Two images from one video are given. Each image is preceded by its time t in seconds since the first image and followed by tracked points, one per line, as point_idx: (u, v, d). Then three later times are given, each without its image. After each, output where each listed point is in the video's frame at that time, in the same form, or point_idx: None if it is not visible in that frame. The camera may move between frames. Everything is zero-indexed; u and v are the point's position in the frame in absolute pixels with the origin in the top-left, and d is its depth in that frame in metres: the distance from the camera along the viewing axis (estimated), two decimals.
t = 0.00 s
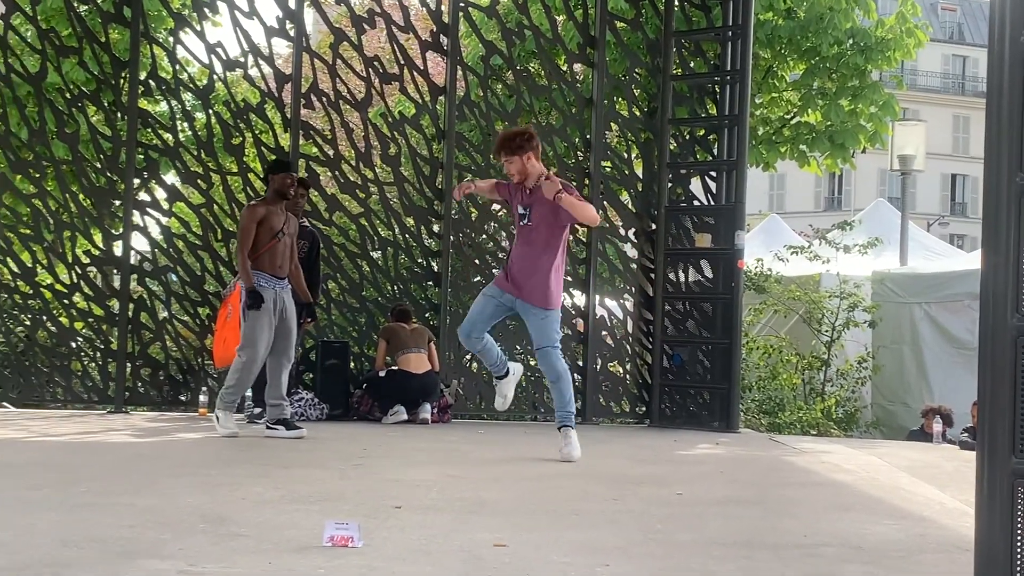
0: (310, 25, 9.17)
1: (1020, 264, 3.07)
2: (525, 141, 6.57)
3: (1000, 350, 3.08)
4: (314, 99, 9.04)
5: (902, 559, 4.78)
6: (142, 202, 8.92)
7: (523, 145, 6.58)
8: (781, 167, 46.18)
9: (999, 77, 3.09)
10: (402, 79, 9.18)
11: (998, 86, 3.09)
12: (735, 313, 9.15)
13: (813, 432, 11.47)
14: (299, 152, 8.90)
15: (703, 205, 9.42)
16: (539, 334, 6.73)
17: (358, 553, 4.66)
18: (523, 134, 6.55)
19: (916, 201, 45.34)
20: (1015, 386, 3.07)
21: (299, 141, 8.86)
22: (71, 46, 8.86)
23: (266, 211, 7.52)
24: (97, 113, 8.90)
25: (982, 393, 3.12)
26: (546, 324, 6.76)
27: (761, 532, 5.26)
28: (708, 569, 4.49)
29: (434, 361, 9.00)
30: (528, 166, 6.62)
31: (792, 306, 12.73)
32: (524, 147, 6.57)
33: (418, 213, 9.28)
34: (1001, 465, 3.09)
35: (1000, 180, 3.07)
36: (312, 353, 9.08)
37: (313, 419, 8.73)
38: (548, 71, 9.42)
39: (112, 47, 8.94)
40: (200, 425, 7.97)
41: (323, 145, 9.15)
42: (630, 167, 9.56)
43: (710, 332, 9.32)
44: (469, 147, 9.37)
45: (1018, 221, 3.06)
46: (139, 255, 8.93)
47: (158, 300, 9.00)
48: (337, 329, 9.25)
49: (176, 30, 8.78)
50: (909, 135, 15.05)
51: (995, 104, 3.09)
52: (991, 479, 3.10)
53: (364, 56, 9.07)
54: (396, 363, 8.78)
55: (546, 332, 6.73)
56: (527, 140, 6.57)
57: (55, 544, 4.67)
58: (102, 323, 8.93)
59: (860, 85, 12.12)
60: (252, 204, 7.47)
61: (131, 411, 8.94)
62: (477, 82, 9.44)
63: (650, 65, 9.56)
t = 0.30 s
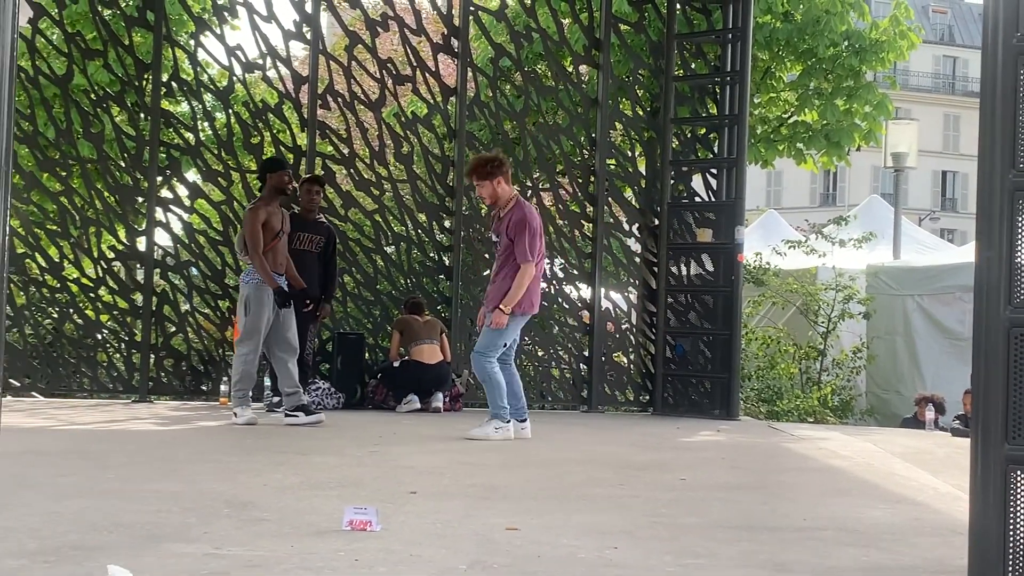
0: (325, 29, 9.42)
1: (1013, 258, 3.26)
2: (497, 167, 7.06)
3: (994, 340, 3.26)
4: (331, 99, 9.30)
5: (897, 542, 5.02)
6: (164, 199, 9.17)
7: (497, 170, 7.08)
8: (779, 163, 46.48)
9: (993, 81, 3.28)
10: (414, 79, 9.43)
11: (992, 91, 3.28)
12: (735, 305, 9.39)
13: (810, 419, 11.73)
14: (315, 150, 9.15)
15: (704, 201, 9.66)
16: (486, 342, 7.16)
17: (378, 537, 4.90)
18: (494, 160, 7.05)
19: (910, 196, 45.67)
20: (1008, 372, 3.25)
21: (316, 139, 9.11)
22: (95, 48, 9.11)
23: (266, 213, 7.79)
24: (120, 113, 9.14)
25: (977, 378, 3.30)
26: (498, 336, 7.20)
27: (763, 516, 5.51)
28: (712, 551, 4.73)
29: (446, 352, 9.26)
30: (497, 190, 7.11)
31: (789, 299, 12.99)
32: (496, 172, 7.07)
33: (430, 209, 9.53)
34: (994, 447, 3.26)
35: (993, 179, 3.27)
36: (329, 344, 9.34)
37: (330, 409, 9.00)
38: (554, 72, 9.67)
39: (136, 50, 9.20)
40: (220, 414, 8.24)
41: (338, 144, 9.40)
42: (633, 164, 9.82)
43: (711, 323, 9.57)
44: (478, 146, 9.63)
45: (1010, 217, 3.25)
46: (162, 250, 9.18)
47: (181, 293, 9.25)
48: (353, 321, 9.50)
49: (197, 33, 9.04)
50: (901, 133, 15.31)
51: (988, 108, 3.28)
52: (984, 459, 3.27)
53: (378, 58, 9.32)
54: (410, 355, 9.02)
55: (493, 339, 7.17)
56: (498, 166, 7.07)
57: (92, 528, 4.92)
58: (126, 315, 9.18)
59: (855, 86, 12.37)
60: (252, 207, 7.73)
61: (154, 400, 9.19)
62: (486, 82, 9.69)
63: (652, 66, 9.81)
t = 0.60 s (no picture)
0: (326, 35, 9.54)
1: (1004, 259, 3.42)
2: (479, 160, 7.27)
3: (986, 335, 3.42)
4: (332, 104, 9.43)
5: (892, 537, 5.15)
6: (169, 203, 9.28)
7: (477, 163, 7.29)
8: (772, 164, 46.66)
9: (984, 89, 3.43)
10: (415, 85, 9.55)
11: (982, 97, 3.43)
12: (730, 304, 9.53)
13: (804, 417, 11.88)
14: (317, 154, 9.27)
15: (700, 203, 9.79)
16: (477, 329, 7.28)
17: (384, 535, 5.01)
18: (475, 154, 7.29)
19: (901, 196, 45.89)
20: (999, 367, 3.42)
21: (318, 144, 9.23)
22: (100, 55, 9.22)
23: (262, 215, 7.94)
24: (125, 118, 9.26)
25: (970, 372, 3.46)
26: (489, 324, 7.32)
27: (760, 512, 5.63)
28: (711, 547, 4.85)
29: (446, 352, 9.39)
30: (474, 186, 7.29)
31: (782, 298, 13.08)
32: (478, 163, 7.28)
33: (431, 211, 9.65)
34: (987, 440, 3.43)
35: (985, 183, 3.42)
36: (332, 345, 9.45)
37: (332, 409, 9.13)
38: (552, 76, 9.79)
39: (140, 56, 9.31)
40: (225, 414, 8.35)
41: (340, 148, 9.51)
42: (630, 166, 9.94)
43: (707, 322, 9.70)
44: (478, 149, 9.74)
45: (1001, 220, 3.41)
46: (167, 253, 9.29)
47: (186, 295, 9.36)
48: (355, 322, 9.59)
49: (200, 41, 9.16)
50: (890, 135, 15.45)
51: (979, 114, 3.44)
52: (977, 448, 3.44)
53: (379, 64, 9.44)
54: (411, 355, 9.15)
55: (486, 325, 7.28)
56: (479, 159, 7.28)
57: (105, 527, 5.02)
58: (132, 318, 9.29)
59: (846, 89, 12.51)
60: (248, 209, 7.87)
61: (160, 401, 9.30)
62: (485, 87, 9.81)
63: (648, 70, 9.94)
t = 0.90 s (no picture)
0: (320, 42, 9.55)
1: (998, 265, 3.25)
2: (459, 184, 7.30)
3: (980, 341, 3.24)
4: (326, 112, 9.44)
5: (886, 542, 5.16)
6: (164, 211, 9.29)
7: (457, 190, 7.31)
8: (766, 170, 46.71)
9: (976, 89, 3.28)
10: (409, 92, 9.56)
11: (975, 98, 3.28)
12: (725, 310, 9.55)
13: (799, 422, 11.90)
14: (311, 162, 9.29)
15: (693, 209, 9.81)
16: (449, 345, 7.31)
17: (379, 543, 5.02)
18: (456, 176, 7.31)
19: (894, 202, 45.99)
20: (994, 377, 3.23)
21: (312, 152, 9.25)
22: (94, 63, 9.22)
23: (260, 222, 8.01)
24: (120, 127, 9.26)
25: (965, 380, 3.30)
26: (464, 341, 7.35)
27: (755, 518, 5.65)
28: (706, 554, 4.86)
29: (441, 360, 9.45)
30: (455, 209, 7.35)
31: (776, 304, 13.22)
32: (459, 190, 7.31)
33: (425, 218, 9.66)
34: (982, 452, 3.25)
35: (978, 186, 3.26)
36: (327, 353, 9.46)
37: (328, 416, 9.14)
38: (545, 83, 9.81)
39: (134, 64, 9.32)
40: (221, 422, 8.35)
41: (335, 156, 9.52)
42: (625, 173, 9.96)
43: (702, 328, 9.71)
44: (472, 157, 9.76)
45: (995, 224, 3.24)
46: (162, 262, 9.30)
47: (181, 303, 9.37)
48: (350, 330, 9.56)
49: (195, 49, 9.18)
50: (883, 141, 15.53)
51: (972, 115, 3.28)
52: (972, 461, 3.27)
53: (373, 72, 9.46)
54: (407, 363, 9.15)
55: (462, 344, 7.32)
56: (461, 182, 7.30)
57: (101, 536, 5.02)
58: (127, 326, 9.28)
59: (839, 96, 12.52)
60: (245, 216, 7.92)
61: (156, 409, 9.31)
62: (479, 94, 9.83)
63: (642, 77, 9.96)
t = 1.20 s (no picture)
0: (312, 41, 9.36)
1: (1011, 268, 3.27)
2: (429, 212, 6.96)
3: (992, 345, 3.28)
4: (318, 113, 9.26)
5: (899, 555, 4.97)
6: (150, 215, 9.11)
7: (430, 217, 6.96)
8: (769, 173, 46.44)
9: (988, 92, 3.29)
10: (403, 92, 9.37)
11: (987, 100, 3.29)
12: (730, 316, 9.36)
13: (806, 431, 11.66)
14: (303, 165, 9.10)
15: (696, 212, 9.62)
16: (486, 360, 6.98)
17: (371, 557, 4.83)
18: (428, 207, 6.97)
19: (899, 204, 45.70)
20: (1007, 379, 3.26)
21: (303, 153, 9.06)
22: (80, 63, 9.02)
23: (244, 227, 7.85)
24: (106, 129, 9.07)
25: (977, 383, 3.32)
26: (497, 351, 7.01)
27: (760, 530, 5.46)
28: (710, 568, 4.67)
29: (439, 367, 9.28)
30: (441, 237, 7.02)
31: (782, 309, 12.93)
32: (431, 217, 6.97)
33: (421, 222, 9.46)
34: (995, 457, 3.28)
35: (989, 190, 3.28)
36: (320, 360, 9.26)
37: (320, 426, 8.96)
38: (544, 82, 9.61)
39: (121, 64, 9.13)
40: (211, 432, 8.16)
41: (326, 157, 9.33)
42: (625, 176, 9.76)
43: (706, 334, 9.53)
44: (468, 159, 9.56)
45: (1006, 228, 3.27)
46: (149, 267, 9.11)
47: (169, 310, 9.17)
48: (344, 336, 9.39)
49: (182, 48, 9.00)
50: (892, 141, 15.33)
51: (984, 118, 3.29)
52: (983, 465, 3.29)
53: (366, 72, 9.27)
54: (401, 370, 8.96)
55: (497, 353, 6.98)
56: (433, 210, 6.97)
57: (81, 550, 4.82)
58: (113, 334, 9.09)
59: (846, 94, 12.35)
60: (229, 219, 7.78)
61: (142, 419, 9.11)
62: (475, 95, 9.64)
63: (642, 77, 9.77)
